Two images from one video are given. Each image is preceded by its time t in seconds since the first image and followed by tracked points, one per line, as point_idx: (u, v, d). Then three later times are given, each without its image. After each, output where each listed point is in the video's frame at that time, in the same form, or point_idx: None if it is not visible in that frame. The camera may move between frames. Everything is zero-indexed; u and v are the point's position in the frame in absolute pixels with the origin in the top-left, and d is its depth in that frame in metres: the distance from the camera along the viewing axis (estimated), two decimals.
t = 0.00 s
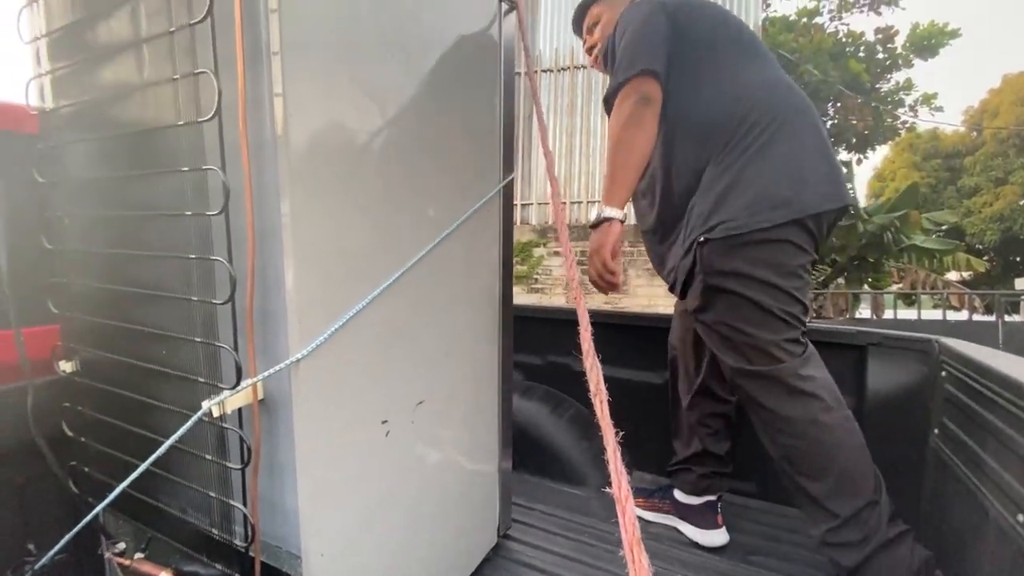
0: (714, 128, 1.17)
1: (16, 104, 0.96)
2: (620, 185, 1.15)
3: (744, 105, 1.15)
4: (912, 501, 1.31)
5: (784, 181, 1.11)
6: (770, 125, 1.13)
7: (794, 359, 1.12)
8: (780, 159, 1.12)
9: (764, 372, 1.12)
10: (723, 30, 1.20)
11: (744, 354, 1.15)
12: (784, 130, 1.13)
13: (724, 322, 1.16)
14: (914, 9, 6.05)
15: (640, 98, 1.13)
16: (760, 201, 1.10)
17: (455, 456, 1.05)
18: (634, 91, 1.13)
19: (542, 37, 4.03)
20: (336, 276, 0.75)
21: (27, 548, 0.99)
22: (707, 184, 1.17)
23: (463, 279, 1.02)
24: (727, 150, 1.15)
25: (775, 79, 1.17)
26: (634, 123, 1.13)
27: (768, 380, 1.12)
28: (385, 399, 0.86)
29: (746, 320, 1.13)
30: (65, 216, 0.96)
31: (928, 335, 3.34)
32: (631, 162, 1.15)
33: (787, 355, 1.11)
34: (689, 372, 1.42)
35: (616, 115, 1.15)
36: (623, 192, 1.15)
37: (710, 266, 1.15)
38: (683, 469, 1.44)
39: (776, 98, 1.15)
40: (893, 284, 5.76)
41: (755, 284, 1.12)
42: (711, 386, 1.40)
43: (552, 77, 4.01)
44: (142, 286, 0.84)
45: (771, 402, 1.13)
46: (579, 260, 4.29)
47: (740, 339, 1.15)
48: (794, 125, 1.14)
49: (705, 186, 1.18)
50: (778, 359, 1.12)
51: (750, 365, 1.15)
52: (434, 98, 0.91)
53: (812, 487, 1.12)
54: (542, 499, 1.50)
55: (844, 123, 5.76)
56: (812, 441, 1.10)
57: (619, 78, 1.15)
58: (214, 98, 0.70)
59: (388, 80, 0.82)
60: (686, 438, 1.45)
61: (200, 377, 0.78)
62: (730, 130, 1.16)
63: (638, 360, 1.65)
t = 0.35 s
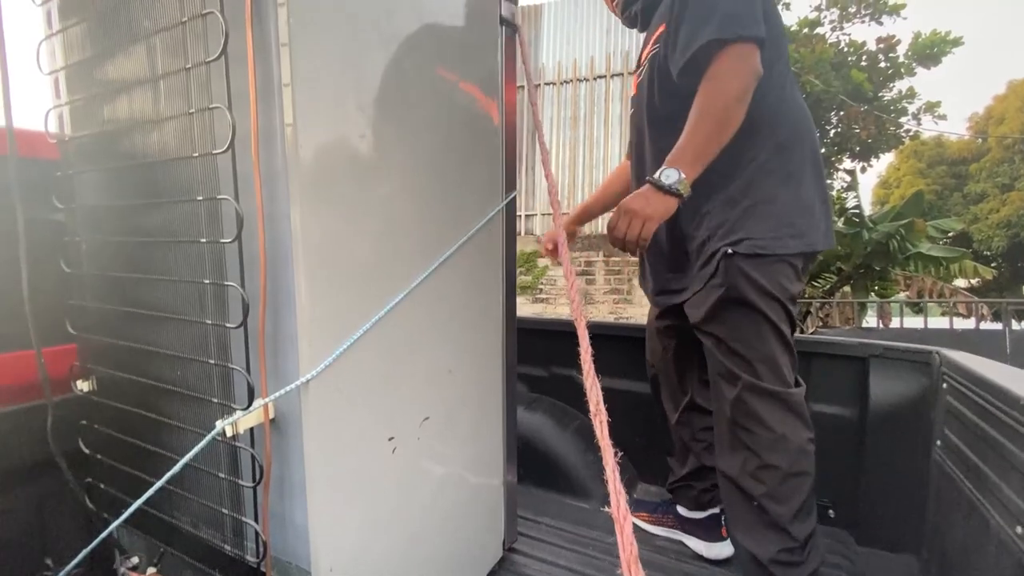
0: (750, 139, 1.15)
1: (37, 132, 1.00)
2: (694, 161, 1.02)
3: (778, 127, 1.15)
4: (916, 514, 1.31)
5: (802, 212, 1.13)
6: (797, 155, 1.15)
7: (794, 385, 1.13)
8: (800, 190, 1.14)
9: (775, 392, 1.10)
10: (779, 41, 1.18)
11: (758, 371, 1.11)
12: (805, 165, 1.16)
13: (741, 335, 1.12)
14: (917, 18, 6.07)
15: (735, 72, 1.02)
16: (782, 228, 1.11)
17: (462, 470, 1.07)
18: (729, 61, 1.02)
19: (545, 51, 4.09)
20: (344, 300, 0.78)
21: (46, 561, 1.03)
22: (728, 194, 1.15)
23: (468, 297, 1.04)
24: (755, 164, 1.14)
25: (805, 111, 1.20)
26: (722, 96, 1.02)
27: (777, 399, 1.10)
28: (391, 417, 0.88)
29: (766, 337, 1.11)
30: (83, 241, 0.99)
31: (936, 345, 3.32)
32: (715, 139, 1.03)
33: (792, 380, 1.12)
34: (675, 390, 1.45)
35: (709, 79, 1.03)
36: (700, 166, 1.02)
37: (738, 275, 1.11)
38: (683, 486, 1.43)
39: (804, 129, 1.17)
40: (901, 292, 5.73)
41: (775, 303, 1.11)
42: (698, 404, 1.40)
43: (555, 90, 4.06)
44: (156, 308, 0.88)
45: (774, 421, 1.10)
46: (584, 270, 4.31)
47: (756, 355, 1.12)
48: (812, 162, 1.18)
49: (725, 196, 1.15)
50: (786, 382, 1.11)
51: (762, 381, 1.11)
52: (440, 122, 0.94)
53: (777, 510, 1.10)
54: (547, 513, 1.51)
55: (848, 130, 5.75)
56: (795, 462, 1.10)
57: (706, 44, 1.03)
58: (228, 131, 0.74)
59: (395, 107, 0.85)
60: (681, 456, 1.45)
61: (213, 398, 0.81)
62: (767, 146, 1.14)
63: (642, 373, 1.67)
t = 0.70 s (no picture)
0: (787, 140, 1.11)
1: (46, 145, 1.03)
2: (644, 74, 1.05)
3: (810, 140, 1.13)
4: (927, 523, 1.29)
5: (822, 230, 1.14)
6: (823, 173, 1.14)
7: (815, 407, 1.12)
8: (819, 209, 1.14)
9: (799, 418, 1.08)
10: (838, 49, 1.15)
11: (781, 398, 1.09)
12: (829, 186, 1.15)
13: (762, 363, 1.10)
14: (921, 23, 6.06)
15: (767, 42, 0.98)
16: (802, 240, 1.12)
17: (467, 479, 1.07)
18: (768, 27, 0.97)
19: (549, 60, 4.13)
20: (347, 313, 0.79)
21: (53, 570, 1.04)
22: (756, 191, 1.12)
23: (472, 305, 1.05)
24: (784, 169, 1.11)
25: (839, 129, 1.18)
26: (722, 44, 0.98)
27: (801, 425, 1.09)
28: (395, 426, 0.88)
29: (787, 362, 1.09)
30: (91, 252, 1.01)
31: (946, 351, 3.29)
32: (674, 70, 1.03)
33: (814, 402, 1.12)
34: (669, 407, 1.45)
35: (739, 18, 0.98)
36: (646, 77, 1.04)
37: (760, 302, 1.09)
38: (688, 498, 1.41)
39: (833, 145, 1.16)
40: (909, 297, 5.68)
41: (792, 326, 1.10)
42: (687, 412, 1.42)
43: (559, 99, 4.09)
44: (163, 319, 0.89)
45: (800, 448, 1.09)
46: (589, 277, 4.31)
47: (778, 381, 1.10)
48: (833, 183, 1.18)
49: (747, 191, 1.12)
50: (808, 406, 1.10)
51: (786, 409, 1.09)
52: (443, 132, 0.94)
53: (801, 539, 1.09)
54: (552, 522, 1.50)
55: (853, 136, 5.83)
56: (819, 488, 1.09)
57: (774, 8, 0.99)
58: (233, 145, 0.75)
59: (400, 120, 0.86)
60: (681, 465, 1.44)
61: (218, 408, 0.82)
62: (801, 152, 1.12)
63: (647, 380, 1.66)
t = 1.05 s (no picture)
0: (773, 147, 1.09)
1: (62, 158, 1.05)
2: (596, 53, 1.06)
3: (792, 138, 1.09)
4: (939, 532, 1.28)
5: (811, 239, 1.12)
6: (818, 178, 1.11)
7: (813, 415, 1.10)
8: (811, 216, 1.11)
9: (797, 428, 1.06)
10: (830, 46, 1.10)
11: (776, 409, 1.08)
12: (825, 192, 1.12)
13: (754, 373, 1.09)
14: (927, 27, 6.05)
15: (714, 27, 0.95)
16: (788, 250, 1.10)
17: (475, 486, 1.07)
18: (714, 10, 0.95)
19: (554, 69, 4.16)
20: (355, 321, 0.79)
21: None
22: (739, 200, 1.10)
23: (480, 313, 1.05)
24: (770, 177, 1.09)
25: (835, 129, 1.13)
26: (663, 28, 0.97)
27: (799, 436, 1.07)
28: (403, 434, 0.89)
29: (781, 372, 1.08)
30: (104, 262, 1.03)
31: (956, 357, 3.27)
32: (619, 52, 1.03)
33: (812, 410, 1.10)
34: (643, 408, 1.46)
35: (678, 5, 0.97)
36: (592, 56, 1.06)
37: (749, 312, 1.08)
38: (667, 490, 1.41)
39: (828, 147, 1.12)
40: (919, 302, 5.64)
41: (784, 334, 1.09)
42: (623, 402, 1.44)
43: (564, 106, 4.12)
44: (174, 328, 0.90)
45: (798, 459, 1.07)
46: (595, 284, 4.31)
47: (772, 392, 1.08)
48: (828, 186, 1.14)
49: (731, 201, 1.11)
50: (805, 415, 1.08)
51: (782, 419, 1.07)
52: (450, 142, 0.95)
53: (807, 552, 1.07)
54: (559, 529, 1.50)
55: (858, 140, 5.81)
56: (822, 501, 1.06)
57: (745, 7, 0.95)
58: (245, 158, 0.76)
59: (408, 131, 0.87)
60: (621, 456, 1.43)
61: (230, 416, 0.83)
62: (789, 159, 1.09)
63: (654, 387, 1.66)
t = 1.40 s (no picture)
0: (740, 164, 1.12)
1: (71, 169, 1.07)
2: (590, 71, 1.10)
3: (757, 159, 1.13)
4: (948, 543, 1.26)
5: (775, 255, 1.15)
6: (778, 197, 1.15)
7: (790, 417, 1.11)
8: (774, 233, 1.15)
9: (777, 431, 1.06)
10: (791, 74, 1.16)
11: (753, 414, 1.08)
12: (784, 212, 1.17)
13: (727, 381, 1.09)
14: (928, 36, 6.09)
15: (699, 57, 1.03)
16: (754, 264, 1.13)
17: (478, 497, 1.07)
18: (699, 41, 1.02)
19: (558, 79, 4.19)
20: (358, 332, 0.79)
21: None
22: (709, 213, 1.11)
23: (483, 321, 1.05)
24: (737, 193, 1.11)
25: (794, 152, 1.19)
26: (651, 58, 1.03)
27: (781, 439, 1.07)
28: (406, 443, 0.89)
29: (754, 377, 1.08)
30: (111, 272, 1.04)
31: (964, 366, 3.24)
32: (608, 75, 1.09)
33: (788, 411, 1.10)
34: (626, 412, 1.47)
35: (661, 35, 1.03)
36: (584, 75, 1.10)
37: (716, 321, 1.09)
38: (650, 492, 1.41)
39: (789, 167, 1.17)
40: (925, 310, 5.61)
41: (753, 340, 1.09)
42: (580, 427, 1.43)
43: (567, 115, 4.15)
44: (179, 337, 0.91)
45: (783, 462, 1.06)
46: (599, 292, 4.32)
47: (747, 397, 1.08)
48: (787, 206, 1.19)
49: (701, 214, 1.12)
50: (781, 418, 1.09)
51: (761, 424, 1.07)
52: (455, 152, 0.96)
53: (801, 556, 1.06)
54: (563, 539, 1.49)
55: (862, 148, 5.72)
56: (807, 501, 1.06)
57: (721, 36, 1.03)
58: (250, 169, 0.77)
59: (412, 141, 0.88)
60: (579, 484, 1.42)
61: (233, 425, 0.83)
62: (755, 176, 1.12)
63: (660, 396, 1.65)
